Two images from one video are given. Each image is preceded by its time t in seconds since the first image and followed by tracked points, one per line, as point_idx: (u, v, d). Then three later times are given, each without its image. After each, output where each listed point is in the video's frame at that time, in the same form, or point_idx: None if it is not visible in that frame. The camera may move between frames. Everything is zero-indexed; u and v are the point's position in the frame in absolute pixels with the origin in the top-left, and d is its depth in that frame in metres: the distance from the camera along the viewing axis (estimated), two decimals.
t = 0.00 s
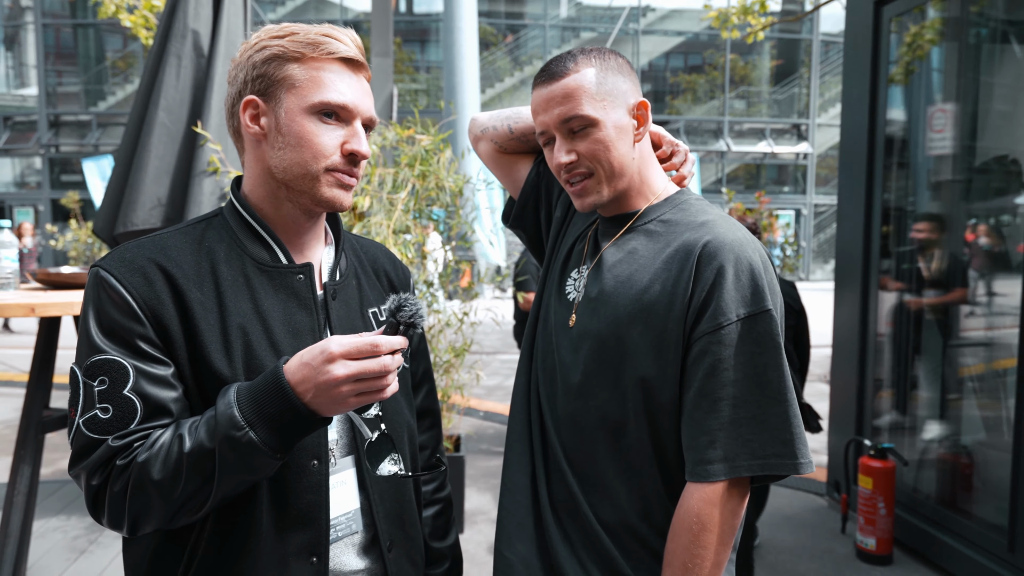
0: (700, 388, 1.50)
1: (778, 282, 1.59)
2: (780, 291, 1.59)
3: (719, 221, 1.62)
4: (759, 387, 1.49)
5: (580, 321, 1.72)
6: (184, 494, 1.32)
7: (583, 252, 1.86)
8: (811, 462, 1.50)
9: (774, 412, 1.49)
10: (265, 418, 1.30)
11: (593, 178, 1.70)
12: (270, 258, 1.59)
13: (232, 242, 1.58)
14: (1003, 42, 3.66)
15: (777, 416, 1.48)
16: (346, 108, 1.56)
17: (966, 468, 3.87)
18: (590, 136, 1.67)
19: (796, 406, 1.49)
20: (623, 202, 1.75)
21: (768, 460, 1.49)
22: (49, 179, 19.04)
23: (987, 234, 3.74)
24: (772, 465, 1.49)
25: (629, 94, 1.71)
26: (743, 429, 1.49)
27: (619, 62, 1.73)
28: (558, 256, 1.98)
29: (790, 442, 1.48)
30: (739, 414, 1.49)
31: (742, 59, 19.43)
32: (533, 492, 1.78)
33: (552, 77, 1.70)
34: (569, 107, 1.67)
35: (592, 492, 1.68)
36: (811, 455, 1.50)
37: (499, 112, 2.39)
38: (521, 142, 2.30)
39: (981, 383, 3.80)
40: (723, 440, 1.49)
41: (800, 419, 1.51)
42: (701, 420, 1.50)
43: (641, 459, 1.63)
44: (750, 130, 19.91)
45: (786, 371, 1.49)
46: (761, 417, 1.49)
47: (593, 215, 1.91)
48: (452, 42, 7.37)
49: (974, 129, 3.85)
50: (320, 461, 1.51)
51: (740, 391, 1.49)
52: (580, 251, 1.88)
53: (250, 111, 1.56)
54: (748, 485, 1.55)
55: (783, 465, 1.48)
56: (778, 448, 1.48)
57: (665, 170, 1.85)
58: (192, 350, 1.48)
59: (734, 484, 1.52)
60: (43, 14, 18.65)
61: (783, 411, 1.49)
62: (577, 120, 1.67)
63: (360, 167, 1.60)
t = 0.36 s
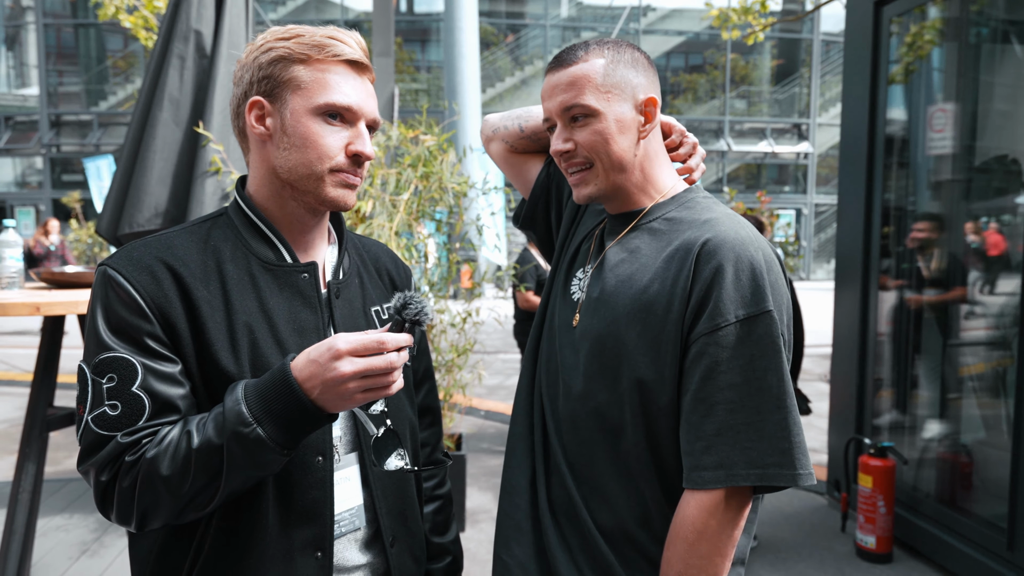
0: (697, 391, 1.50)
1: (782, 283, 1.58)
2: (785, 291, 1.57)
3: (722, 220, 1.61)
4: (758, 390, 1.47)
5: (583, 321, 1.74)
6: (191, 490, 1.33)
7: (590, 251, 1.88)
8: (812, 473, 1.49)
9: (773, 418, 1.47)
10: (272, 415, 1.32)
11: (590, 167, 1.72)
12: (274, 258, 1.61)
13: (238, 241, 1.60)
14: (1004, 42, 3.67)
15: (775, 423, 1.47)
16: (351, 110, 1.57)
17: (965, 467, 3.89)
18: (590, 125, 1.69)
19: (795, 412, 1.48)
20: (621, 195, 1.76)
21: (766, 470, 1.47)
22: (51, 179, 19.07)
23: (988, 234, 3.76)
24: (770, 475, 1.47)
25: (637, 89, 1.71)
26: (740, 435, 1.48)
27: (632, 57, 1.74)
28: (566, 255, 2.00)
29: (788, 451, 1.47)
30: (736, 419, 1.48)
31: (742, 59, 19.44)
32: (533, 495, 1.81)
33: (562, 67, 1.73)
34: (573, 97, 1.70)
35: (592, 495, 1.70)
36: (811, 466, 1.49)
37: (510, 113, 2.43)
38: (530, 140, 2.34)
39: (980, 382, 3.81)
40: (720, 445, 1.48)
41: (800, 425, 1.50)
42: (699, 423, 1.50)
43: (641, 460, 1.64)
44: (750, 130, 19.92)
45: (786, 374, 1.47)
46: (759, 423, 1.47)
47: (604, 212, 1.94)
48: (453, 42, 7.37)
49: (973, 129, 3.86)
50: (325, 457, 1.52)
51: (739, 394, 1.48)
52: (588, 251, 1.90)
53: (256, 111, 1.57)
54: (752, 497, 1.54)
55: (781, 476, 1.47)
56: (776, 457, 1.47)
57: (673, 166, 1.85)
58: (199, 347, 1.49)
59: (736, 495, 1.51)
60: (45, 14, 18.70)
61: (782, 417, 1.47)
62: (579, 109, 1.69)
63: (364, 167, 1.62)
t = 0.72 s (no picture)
0: (695, 396, 1.50)
1: (786, 285, 1.57)
2: (790, 293, 1.57)
3: (727, 220, 1.61)
4: (756, 396, 1.47)
5: (588, 322, 1.74)
6: (190, 491, 1.34)
7: (599, 250, 1.88)
8: (807, 488, 1.49)
9: (769, 428, 1.47)
10: (269, 415, 1.32)
11: (598, 165, 1.72)
12: (272, 258, 1.61)
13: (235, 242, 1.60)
14: (1006, 41, 3.67)
15: (770, 432, 1.47)
16: (348, 108, 1.58)
17: (966, 466, 3.89)
18: (593, 123, 1.70)
19: (792, 421, 1.47)
20: (632, 190, 1.76)
21: (761, 482, 1.47)
22: (52, 178, 19.09)
23: (989, 233, 3.76)
24: (765, 488, 1.47)
25: (637, 83, 1.71)
26: (737, 443, 1.48)
27: (631, 51, 1.74)
28: (577, 254, 2.00)
29: (783, 463, 1.47)
30: (733, 426, 1.48)
31: (743, 58, 19.42)
32: (535, 497, 1.82)
33: (562, 69, 1.75)
34: (574, 97, 1.71)
35: (593, 500, 1.71)
36: (806, 480, 1.48)
37: (524, 113, 2.47)
38: (546, 140, 2.36)
39: (981, 382, 3.81)
40: (716, 453, 1.48)
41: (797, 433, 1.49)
42: (697, 428, 1.50)
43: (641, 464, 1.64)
44: (751, 129, 19.92)
45: (785, 380, 1.47)
46: (756, 432, 1.47)
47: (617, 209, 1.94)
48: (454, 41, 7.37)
49: (974, 129, 3.86)
50: (324, 457, 1.53)
51: (736, 400, 1.48)
52: (597, 249, 1.90)
53: (253, 111, 1.58)
54: (752, 511, 1.53)
55: (776, 489, 1.47)
56: (771, 469, 1.47)
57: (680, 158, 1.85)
58: (197, 346, 1.50)
59: (734, 507, 1.50)
60: (46, 14, 18.72)
61: (778, 427, 1.47)
62: (581, 108, 1.70)
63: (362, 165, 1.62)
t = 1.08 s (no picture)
0: (701, 397, 1.50)
1: (793, 284, 1.56)
2: (796, 292, 1.56)
3: (732, 219, 1.60)
4: (763, 396, 1.46)
5: (595, 324, 1.74)
6: (187, 492, 1.33)
7: (604, 251, 1.87)
8: (813, 489, 1.47)
9: (776, 428, 1.46)
10: (265, 416, 1.32)
11: (601, 156, 1.72)
12: (266, 258, 1.60)
13: (230, 242, 1.59)
14: (1008, 41, 3.66)
15: (777, 433, 1.45)
16: (349, 108, 1.58)
17: (968, 466, 3.87)
18: (600, 114, 1.70)
19: (799, 421, 1.46)
20: (634, 185, 1.75)
21: (767, 484, 1.46)
22: (54, 179, 19.11)
23: (991, 233, 3.74)
24: (771, 490, 1.46)
25: (647, 78, 1.72)
26: (744, 444, 1.47)
27: (643, 48, 1.75)
28: (583, 255, 1.99)
29: (789, 464, 1.45)
30: (740, 427, 1.47)
31: (745, 58, 19.41)
32: (542, 500, 1.83)
33: (573, 62, 1.77)
34: (583, 87, 1.72)
35: (601, 503, 1.70)
36: (812, 482, 1.47)
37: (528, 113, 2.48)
38: (551, 139, 2.36)
39: (984, 382, 3.80)
40: (722, 454, 1.48)
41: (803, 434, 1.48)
42: (703, 429, 1.50)
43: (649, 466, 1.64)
44: (753, 129, 19.90)
45: (792, 380, 1.46)
46: (763, 432, 1.46)
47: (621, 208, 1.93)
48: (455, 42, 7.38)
49: (976, 128, 3.86)
50: (320, 458, 1.52)
51: (743, 401, 1.47)
52: (603, 250, 1.89)
53: (251, 110, 1.56)
54: (761, 512, 1.53)
55: (782, 491, 1.45)
56: (778, 470, 1.45)
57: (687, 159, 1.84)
58: (192, 347, 1.49)
59: (743, 508, 1.50)
60: (48, 14, 18.75)
61: (785, 427, 1.46)
62: (588, 98, 1.71)
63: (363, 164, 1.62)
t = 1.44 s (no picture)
0: (709, 397, 1.50)
1: (796, 282, 1.56)
2: (799, 290, 1.56)
3: (732, 220, 1.61)
4: (772, 393, 1.46)
5: (599, 331, 1.74)
6: (182, 499, 1.34)
7: (603, 257, 1.88)
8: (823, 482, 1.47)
9: (785, 423, 1.46)
10: (260, 422, 1.33)
11: (601, 171, 1.73)
12: (260, 264, 1.61)
13: (224, 249, 1.60)
14: (1011, 41, 3.66)
15: (788, 428, 1.46)
16: (341, 114, 1.58)
17: (969, 468, 3.87)
18: (596, 128, 1.70)
19: (808, 415, 1.46)
20: (633, 195, 1.76)
21: (780, 478, 1.46)
22: (56, 179, 19.13)
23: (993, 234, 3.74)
24: (785, 483, 1.46)
25: (640, 88, 1.71)
26: (756, 441, 1.47)
27: (634, 56, 1.73)
28: (581, 263, 2.00)
29: (800, 457, 1.46)
30: (751, 424, 1.48)
31: (747, 58, 19.40)
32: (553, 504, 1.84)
33: (565, 74, 1.75)
34: (578, 102, 1.71)
35: (614, 505, 1.71)
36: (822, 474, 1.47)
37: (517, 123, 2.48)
38: (542, 146, 2.37)
39: (985, 383, 3.80)
40: (736, 451, 1.48)
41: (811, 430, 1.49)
42: (712, 428, 1.50)
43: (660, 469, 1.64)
44: (755, 129, 19.87)
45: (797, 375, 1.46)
46: (773, 428, 1.46)
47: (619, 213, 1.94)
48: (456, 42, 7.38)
49: (978, 129, 3.86)
50: (315, 463, 1.53)
51: (751, 398, 1.47)
52: (601, 257, 1.90)
53: (244, 116, 1.57)
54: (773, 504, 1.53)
55: (793, 484, 1.46)
56: (790, 464, 1.46)
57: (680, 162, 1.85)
58: (184, 355, 1.50)
59: (757, 501, 1.50)
60: (50, 15, 18.78)
61: (793, 421, 1.46)
62: (584, 113, 1.70)
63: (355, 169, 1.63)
